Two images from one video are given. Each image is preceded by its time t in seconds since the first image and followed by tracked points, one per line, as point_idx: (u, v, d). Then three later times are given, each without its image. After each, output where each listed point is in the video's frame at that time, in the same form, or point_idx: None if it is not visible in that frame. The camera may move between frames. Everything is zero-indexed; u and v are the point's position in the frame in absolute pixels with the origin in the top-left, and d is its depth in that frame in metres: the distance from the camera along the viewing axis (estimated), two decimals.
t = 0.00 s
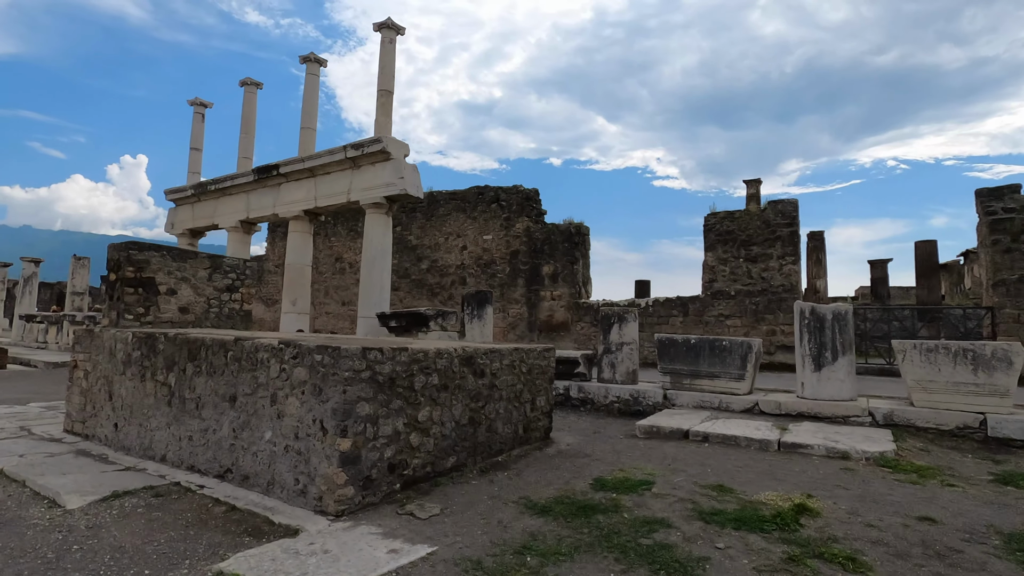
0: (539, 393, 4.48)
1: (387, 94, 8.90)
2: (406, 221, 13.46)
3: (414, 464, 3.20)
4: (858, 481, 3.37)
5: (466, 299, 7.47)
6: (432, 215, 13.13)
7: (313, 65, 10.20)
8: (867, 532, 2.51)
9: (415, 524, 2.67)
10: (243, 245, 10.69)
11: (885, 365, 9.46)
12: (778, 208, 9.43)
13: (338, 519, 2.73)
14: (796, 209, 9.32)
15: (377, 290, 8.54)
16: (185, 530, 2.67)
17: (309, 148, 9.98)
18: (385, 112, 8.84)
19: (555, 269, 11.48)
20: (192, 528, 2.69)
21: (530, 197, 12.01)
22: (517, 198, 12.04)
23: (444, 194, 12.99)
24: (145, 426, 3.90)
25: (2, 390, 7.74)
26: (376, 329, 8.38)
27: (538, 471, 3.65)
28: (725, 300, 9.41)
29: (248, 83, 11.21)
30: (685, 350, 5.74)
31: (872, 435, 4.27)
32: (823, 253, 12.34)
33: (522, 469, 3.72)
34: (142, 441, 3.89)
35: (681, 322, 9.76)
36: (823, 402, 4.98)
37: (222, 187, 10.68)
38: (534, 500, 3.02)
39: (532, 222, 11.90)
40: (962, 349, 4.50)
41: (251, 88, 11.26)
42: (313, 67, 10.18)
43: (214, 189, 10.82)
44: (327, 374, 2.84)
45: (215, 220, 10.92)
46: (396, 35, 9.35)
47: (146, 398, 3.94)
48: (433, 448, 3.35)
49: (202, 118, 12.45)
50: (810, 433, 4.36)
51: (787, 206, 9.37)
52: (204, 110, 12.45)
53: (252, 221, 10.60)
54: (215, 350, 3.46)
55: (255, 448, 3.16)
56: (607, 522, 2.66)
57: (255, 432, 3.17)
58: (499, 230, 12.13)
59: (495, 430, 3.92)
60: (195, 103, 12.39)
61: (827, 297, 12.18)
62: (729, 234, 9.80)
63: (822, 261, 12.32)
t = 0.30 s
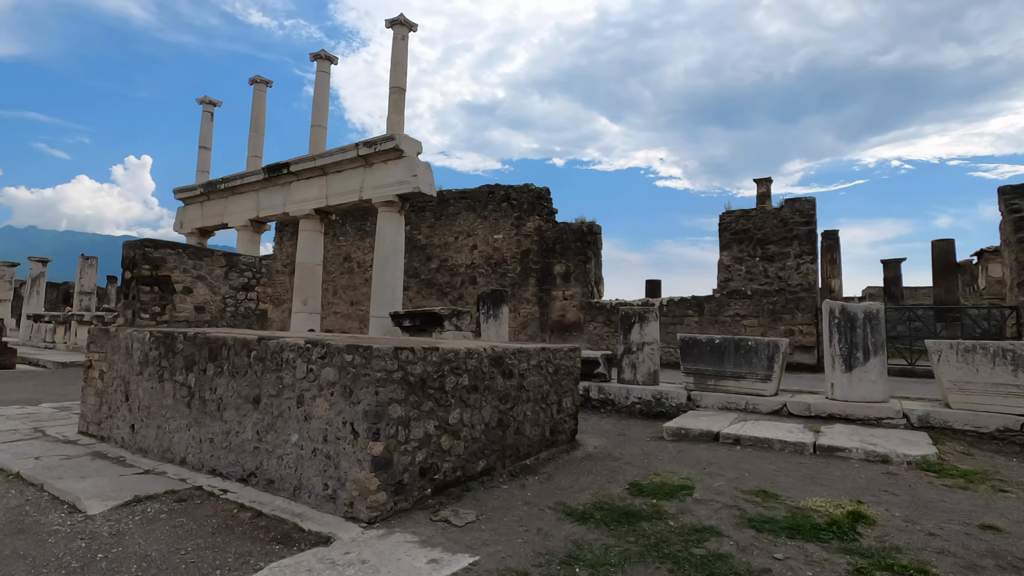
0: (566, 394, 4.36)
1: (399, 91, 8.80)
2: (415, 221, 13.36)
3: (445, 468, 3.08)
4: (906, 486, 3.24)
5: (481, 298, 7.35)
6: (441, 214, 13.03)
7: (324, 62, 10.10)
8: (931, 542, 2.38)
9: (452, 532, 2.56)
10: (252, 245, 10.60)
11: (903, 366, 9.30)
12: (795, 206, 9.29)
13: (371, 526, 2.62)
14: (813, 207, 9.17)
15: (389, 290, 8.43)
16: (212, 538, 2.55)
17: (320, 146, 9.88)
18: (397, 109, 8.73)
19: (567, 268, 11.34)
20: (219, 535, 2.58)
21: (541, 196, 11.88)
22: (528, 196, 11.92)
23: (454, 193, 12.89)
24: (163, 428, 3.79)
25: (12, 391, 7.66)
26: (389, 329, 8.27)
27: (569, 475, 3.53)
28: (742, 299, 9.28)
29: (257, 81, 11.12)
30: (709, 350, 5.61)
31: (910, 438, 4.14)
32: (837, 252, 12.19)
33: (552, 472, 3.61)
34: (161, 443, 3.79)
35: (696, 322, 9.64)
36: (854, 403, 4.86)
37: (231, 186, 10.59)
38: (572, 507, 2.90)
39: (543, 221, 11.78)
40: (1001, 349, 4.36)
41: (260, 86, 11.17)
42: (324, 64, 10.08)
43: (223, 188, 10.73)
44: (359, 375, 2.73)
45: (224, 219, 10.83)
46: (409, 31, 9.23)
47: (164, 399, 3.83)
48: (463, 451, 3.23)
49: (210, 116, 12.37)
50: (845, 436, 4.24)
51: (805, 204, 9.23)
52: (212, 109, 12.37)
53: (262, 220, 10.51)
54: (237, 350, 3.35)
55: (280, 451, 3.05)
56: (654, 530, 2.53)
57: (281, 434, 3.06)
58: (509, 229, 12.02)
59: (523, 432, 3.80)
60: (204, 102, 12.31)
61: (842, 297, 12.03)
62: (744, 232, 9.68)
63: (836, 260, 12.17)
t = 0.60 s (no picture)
0: (589, 397, 4.25)
1: (409, 90, 8.69)
2: (423, 221, 13.26)
3: (472, 475, 2.96)
4: (952, 493, 3.11)
5: (494, 299, 7.23)
6: (449, 215, 12.92)
7: (332, 61, 10.00)
8: (995, 555, 2.25)
9: (485, 544, 2.43)
10: (259, 245, 10.49)
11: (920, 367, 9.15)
12: (809, 205, 9.16)
13: (400, 537, 2.50)
14: (828, 206, 9.04)
15: (399, 291, 8.32)
16: (234, 549, 2.44)
17: (328, 146, 9.78)
18: (407, 108, 8.63)
19: (577, 269, 11.21)
20: (241, 547, 2.46)
21: (550, 196, 11.76)
22: (537, 196, 11.80)
23: (461, 193, 12.78)
24: (177, 433, 3.68)
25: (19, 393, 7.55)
26: (399, 331, 8.16)
27: (598, 482, 3.41)
28: (755, 300, 9.15)
29: (264, 80, 11.02)
30: (730, 351, 5.48)
31: (946, 442, 4.01)
32: (849, 252, 12.04)
33: (580, 479, 3.48)
34: (174, 449, 3.68)
35: (709, 323, 9.51)
36: (883, 406, 4.73)
37: (238, 186, 10.49)
38: (608, 516, 2.78)
39: (552, 221, 11.66)
40: None
41: (267, 85, 11.08)
42: (332, 63, 9.99)
43: (230, 188, 10.64)
44: (386, 378, 2.61)
45: (231, 219, 10.73)
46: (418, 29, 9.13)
47: (178, 402, 3.72)
48: (490, 458, 3.12)
49: (217, 116, 12.28)
50: (878, 440, 4.11)
51: (819, 203, 9.10)
52: (219, 109, 12.28)
53: (269, 220, 10.41)
54: (255, 353, 3.24)
55: (301, 457, 2.93)
56: (699, 542, 2.41)
57: (302, 440, 2.94)
58: (518, 229, 11.90)
59: (549, 437, 3.68)
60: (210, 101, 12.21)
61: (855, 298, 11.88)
62: (758, 232, 9.55)
63: (849, 260, 12.01)
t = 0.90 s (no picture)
0: (613, 400, 4.09)
1: (418, 85, 8.54)
2: (429, 220, 13.11)
3: (501, 483, 2.81)
4: (1005, 502, 2.95)
5: (507, 298, 7.07)
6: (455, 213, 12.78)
7: (338, 56, 9.86)
8: None
9: (522, 558, 2.28)
10: (265, 244, 10.35)
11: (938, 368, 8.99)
12: (825, 203, 9.00)
13: (430, 551, 2.34)
14: (844, 204, 8.89)
15: (408, 290, 8.17)
16: (254, 564, 2.28)
17: (335, 143, 9.63)
18: (416, 104, 8.48)
19: (586, 268, 11.04)
20: (261, 561, 2.31)
21: (559, 194, 11.60)
22: (546, 195, 11.64)
23: (468, 191, 12.63)
24: (188, 437, 3.53)
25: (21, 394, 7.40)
26: (408, 331, 8.01)
27: (629, 489, 3.25)
28: (769, 299, 8.98)
29: (269, 76, 10.88)
30: (753, 352, 5.33)
31: (986, 447, 3.86)
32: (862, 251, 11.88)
33: (610, 485, 3.33)
34: (185, 453, 3.53)
35: (722, 323, 9.36)
36: (916, 408, 4.57)
37: (243, 184, 10.35)
38: (647, 527, 2.63)
39: (561, 220, 11.51)
40: None
41: (273, 82, 10.93)
42: (339, 58, 9.84)
43: (235, 185, 10.49)
44: (415, 381, 2.46)
45: (235, 218, 10.59)
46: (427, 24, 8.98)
47: (188, 405, 3.57)
48: (519, 464, 2.96)
49: (221, 113, 12.14)
50: (915, 444, 3.95)
51: (835, 201, 8.95)
52: (223, 106, 12.13)
53: (274, 219, 10.26)
54: (271, 354, 3.09)
55: (322, 464, 2.78)
56: (752, 557, 2.25)
57: (323, 446, 2.79)
58: (526, 227, 11.75)
59: (575, 441, 3.53)
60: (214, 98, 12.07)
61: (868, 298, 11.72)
62: (772, 231, 9.40)
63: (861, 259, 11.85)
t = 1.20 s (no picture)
0: (640, 407, 3.96)
1: (429, 85, 8.43)
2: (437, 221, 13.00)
3: (534, 496, 2.68)
4: None
5: (521, 301, 6.95)
6: (463, 215, 12.67)
7: (347, 56, 9.75)
8: None
9: None
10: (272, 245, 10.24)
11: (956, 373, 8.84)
12: (841, 205, 8.87)
13: (466, 569, 2.21)
14: (861, 206, 8.75)
15: (419, 292, 8.05)
16: None
17: (344, 143, 9.52)
18: (427, 104, 8.37)
19: (597, 270, 10.92)
20: None
21: (569, 195, 11.48)
22: (555, 196, 11.53)
23: (477, 192, 12.53)
24: (204, 445, 3.41)
25: (27, 397, 7.28)
26: (419, 333, 7.89)
27: (663, 501, 3.12)
28: (785, 303, 8.83)
29: (277, 76, 10.79)
30: (778, 357, 5.19)
31: None
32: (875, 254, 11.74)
33: (642, 497, 3.20)
34: (200, 462, 3.41)
35: (736, 327, 9.21)
36: (949, 416, 4.43)
37: (251, 185, 10.24)
38: (690, 543, 2.49)
39: (571, 222, 11.39)
40: None
41: (281, 82, 10.83)
42: (348, 58, 9.74)
43: (242, 186, 10.39)
44: (449, 390, 2.34)
45: (243, 219, 10.48)
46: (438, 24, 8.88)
47: (204, 412, 3.45)
48: (552, 476, 2.84)
49: (228, 114, 12.04)
50: (954, 454, 3.82)
51: (852, 203, 8.81)
52: (230, 106, 12.04)
53: (282, 220, 10.15)
54: (292, 360, 2.97)
55: (347, 476, 2.66)
56: None
57: (348, 457, 2.66)
58: (535, 229, 11.63)
59: (605, 451, 3.40)
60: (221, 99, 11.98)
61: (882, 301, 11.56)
62: (787, 233, 9.26)
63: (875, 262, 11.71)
